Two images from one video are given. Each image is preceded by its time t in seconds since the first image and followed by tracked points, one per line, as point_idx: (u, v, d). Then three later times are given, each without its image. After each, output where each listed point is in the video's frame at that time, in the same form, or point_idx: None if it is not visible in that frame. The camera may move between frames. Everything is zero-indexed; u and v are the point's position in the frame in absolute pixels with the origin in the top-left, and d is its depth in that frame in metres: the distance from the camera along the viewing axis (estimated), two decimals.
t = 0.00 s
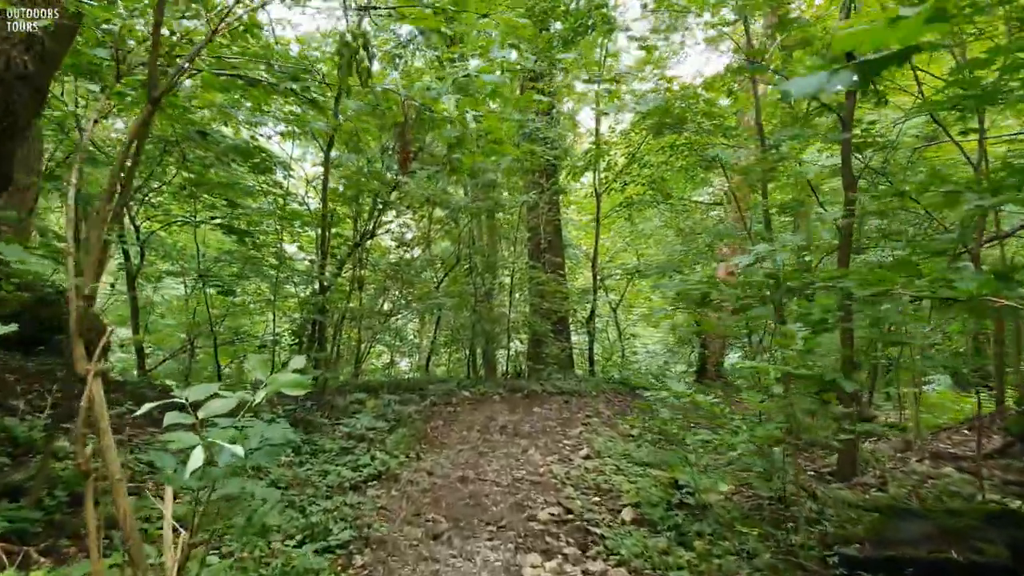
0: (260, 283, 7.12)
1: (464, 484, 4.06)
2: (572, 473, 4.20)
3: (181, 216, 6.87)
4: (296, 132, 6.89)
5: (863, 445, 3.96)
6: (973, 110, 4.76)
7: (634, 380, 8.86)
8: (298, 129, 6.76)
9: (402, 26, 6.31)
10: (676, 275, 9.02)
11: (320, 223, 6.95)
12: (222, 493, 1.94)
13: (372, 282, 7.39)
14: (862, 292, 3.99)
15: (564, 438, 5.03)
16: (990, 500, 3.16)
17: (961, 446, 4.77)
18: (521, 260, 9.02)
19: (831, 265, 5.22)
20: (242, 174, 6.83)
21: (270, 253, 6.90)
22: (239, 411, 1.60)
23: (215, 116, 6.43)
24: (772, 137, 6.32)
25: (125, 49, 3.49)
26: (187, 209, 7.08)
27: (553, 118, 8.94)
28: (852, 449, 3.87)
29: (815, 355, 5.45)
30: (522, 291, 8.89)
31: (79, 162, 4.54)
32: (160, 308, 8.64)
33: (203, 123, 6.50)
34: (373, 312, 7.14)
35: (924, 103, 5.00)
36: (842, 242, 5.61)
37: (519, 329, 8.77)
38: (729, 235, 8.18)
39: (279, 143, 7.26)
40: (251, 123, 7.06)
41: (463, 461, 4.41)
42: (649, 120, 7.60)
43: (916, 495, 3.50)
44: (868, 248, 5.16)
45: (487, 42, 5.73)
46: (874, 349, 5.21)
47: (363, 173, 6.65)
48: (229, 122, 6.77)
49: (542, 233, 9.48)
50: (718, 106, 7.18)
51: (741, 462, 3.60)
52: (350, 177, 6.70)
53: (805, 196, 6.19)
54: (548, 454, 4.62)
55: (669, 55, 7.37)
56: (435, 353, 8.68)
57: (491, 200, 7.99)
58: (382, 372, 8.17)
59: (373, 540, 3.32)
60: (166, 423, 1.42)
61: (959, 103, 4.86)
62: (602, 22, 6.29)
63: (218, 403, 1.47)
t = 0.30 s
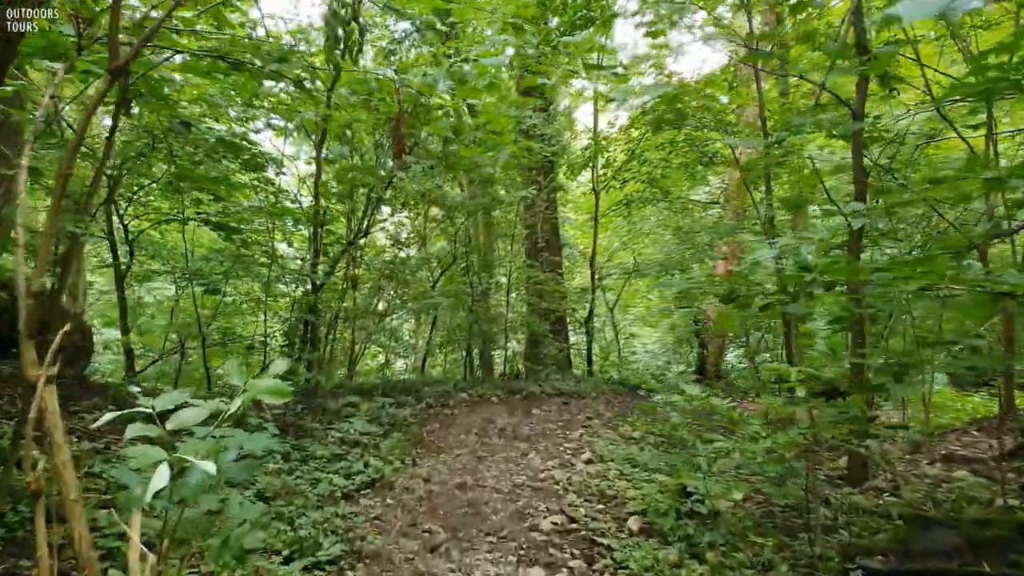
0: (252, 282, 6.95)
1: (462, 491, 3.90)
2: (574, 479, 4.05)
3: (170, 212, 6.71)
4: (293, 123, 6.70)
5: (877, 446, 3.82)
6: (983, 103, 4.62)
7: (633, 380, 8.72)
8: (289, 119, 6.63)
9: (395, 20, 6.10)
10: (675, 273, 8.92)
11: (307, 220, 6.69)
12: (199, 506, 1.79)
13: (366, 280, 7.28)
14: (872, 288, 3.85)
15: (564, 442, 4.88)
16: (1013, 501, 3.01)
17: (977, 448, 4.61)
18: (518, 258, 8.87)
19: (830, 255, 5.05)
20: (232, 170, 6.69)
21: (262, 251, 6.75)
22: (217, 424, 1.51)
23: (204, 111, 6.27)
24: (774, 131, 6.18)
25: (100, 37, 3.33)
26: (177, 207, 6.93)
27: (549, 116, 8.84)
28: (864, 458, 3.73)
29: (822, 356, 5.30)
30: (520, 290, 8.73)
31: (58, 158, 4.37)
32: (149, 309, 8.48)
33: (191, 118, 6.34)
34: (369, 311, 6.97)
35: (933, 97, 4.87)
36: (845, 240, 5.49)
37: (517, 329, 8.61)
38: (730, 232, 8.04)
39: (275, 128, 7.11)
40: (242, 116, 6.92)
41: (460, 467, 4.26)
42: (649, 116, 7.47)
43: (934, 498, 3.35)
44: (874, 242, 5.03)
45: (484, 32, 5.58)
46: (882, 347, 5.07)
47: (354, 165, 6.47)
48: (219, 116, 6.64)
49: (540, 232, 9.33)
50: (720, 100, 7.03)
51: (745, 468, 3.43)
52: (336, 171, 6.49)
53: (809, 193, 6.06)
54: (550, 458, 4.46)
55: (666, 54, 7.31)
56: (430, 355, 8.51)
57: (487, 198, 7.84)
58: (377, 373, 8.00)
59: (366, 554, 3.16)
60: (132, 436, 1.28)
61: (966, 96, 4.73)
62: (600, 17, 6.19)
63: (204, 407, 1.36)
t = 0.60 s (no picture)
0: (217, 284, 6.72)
1: (436, 502, 3.75)
2: (553, 486, 3.91)
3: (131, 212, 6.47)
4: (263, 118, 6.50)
5: (862, 448, 3.73)
6: (962, 99, 4.57)
7: (610, 381, 8.62)
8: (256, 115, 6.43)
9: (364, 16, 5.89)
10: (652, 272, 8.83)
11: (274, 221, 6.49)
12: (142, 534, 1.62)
13: (337, 281, 7.10)
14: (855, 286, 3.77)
15: (543, 446, 4.75)
16: (1004, 503, 2.92)
17: (959, 446, 4.55)
18: (493, 257, 8.74)
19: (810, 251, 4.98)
20: (196, 168, 6.46)
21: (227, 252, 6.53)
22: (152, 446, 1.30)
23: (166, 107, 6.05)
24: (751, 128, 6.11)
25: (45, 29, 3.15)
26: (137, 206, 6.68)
27: (523, 113, 8.74)
28: (851, 461, 3.63)
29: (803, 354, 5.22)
30: (495, 291, 8.58)
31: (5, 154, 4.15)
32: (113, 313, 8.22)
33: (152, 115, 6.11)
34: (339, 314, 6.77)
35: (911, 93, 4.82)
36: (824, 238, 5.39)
37: (492, 330, 8.45)
38: (706, 231, 7.98)
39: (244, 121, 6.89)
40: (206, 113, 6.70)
41: (435, 475, 4.11)
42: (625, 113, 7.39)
43: (922, 501, 3.25)
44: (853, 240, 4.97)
45: (457, 24, 5.42)
46: (861, 345, 5.01)
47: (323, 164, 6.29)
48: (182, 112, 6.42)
49: (515, 232, 9.20)
50: (696, 96, 6.96)
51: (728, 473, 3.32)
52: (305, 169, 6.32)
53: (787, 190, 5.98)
54: (527, 464, 4.33)
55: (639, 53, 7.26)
56: (404, 358, 8.33)
57: (461, 197, 7.68)
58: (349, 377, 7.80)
59: (334, 573, 2.99)
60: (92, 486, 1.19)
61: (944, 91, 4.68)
62: (574, 12, 6.12)
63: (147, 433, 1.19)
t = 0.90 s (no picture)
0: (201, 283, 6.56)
1: (423, 511, 3.59)
2: (545, 492, 3.77)
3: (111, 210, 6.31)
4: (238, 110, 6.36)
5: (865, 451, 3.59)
6: (963, 92, 4.45)
7: (603, 381, 8.48)
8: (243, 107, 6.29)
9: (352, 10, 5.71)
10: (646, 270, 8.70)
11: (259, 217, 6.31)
12: (83, 558, 1.45)
13: (324, 280, 6.94)
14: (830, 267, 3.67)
15: (535, 449, 4.60)
16: (1018, 510, 2.78)
17: (961, 447, 4.43)
18: (485, 255, 8.60)
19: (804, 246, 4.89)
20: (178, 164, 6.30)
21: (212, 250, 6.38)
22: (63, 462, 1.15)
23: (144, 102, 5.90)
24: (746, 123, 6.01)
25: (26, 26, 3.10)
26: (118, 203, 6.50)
27: (514, 109, 8.60)
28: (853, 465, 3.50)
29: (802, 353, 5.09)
30: (486, 290, 8.44)
31: None
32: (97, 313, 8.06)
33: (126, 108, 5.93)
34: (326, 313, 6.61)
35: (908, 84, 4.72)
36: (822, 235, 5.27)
37: (483, 330, 8.30)
38: (700, 229, 7.85)
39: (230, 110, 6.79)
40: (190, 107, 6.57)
41: (422, 481, 3.96)
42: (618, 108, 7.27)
43: (931, 507, 3.11)
44: (853, 236, 4.86)
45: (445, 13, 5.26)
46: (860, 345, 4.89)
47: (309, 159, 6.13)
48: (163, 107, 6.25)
49: (506, 230, 9.06)
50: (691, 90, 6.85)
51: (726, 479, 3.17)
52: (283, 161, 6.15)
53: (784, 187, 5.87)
54: (518, 469, 4.18)
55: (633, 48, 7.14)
56: (394, 358, 8.17)
57: (451, 194, 7.54)
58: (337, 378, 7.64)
59: None
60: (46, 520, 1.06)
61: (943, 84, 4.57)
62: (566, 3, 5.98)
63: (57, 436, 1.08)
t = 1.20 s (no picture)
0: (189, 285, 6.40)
1: (413, 525, 3.45)
2: (541, 503, 3.62)
3: (95, 209, 6.14)
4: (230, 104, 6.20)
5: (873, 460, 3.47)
6: (971, 89, 4.32)
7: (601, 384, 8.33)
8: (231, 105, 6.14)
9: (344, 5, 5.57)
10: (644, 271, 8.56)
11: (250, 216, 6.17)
12: None
13: (316, 282, 6.79)
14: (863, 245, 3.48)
15: (531, 456, 4.46)
16: None
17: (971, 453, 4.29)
18: (480, 256, 8.47)
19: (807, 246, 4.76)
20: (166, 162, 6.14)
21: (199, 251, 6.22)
22: None
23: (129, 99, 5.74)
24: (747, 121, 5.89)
25: (29, 28, 3.25)
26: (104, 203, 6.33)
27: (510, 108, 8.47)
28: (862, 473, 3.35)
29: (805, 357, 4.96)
30: (482, 291, 8.29)
31: None
32: (83, 314, 7.89)
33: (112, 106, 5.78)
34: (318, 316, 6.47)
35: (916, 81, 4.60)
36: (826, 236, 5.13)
37: (478, 331, 8.16)
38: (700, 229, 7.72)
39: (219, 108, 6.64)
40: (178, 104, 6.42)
41: (414, 492, 3.82)
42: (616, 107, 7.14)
43: (945, 519, 2.98)
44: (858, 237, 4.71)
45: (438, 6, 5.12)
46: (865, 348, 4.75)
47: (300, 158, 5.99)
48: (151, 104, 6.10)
49: (502, 230, 8.92)
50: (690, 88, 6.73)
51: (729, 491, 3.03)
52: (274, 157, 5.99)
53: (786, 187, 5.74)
54: (513, 478, 4.03)
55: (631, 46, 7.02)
56: (388, 361, 8.02)
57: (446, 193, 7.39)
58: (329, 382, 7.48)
59: None
60: (29, 552, 0.91)
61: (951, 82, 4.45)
62: None
63: None
